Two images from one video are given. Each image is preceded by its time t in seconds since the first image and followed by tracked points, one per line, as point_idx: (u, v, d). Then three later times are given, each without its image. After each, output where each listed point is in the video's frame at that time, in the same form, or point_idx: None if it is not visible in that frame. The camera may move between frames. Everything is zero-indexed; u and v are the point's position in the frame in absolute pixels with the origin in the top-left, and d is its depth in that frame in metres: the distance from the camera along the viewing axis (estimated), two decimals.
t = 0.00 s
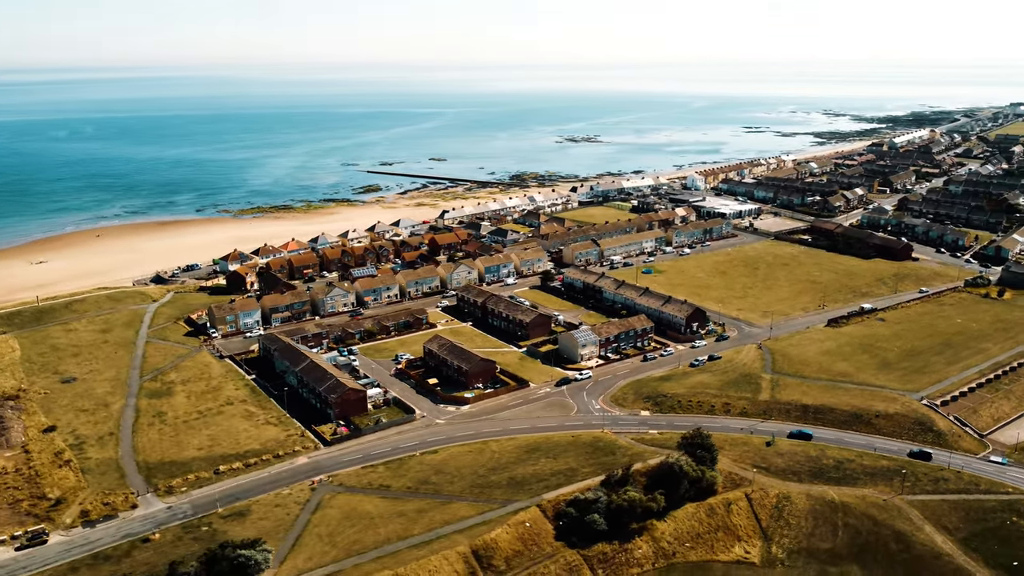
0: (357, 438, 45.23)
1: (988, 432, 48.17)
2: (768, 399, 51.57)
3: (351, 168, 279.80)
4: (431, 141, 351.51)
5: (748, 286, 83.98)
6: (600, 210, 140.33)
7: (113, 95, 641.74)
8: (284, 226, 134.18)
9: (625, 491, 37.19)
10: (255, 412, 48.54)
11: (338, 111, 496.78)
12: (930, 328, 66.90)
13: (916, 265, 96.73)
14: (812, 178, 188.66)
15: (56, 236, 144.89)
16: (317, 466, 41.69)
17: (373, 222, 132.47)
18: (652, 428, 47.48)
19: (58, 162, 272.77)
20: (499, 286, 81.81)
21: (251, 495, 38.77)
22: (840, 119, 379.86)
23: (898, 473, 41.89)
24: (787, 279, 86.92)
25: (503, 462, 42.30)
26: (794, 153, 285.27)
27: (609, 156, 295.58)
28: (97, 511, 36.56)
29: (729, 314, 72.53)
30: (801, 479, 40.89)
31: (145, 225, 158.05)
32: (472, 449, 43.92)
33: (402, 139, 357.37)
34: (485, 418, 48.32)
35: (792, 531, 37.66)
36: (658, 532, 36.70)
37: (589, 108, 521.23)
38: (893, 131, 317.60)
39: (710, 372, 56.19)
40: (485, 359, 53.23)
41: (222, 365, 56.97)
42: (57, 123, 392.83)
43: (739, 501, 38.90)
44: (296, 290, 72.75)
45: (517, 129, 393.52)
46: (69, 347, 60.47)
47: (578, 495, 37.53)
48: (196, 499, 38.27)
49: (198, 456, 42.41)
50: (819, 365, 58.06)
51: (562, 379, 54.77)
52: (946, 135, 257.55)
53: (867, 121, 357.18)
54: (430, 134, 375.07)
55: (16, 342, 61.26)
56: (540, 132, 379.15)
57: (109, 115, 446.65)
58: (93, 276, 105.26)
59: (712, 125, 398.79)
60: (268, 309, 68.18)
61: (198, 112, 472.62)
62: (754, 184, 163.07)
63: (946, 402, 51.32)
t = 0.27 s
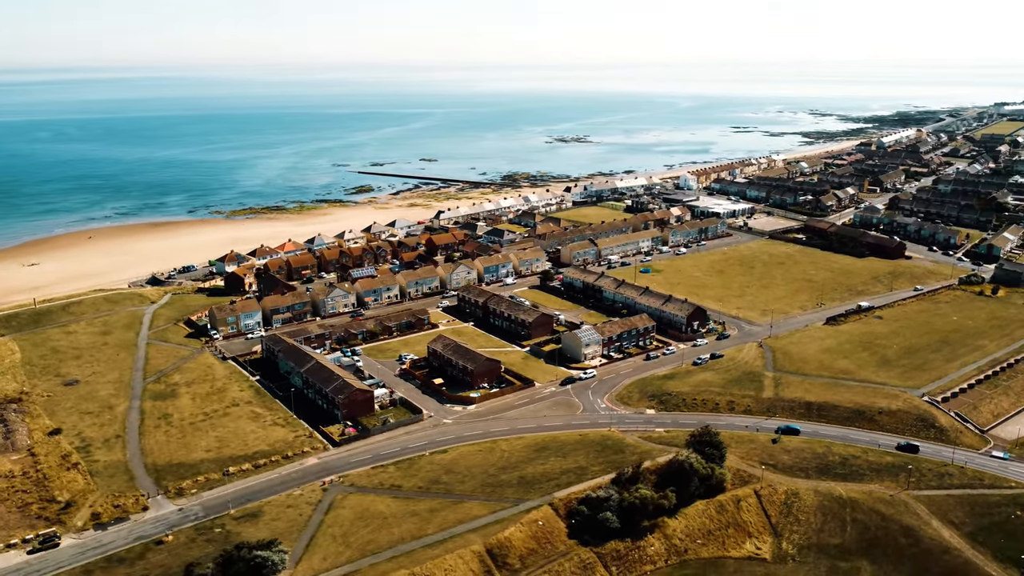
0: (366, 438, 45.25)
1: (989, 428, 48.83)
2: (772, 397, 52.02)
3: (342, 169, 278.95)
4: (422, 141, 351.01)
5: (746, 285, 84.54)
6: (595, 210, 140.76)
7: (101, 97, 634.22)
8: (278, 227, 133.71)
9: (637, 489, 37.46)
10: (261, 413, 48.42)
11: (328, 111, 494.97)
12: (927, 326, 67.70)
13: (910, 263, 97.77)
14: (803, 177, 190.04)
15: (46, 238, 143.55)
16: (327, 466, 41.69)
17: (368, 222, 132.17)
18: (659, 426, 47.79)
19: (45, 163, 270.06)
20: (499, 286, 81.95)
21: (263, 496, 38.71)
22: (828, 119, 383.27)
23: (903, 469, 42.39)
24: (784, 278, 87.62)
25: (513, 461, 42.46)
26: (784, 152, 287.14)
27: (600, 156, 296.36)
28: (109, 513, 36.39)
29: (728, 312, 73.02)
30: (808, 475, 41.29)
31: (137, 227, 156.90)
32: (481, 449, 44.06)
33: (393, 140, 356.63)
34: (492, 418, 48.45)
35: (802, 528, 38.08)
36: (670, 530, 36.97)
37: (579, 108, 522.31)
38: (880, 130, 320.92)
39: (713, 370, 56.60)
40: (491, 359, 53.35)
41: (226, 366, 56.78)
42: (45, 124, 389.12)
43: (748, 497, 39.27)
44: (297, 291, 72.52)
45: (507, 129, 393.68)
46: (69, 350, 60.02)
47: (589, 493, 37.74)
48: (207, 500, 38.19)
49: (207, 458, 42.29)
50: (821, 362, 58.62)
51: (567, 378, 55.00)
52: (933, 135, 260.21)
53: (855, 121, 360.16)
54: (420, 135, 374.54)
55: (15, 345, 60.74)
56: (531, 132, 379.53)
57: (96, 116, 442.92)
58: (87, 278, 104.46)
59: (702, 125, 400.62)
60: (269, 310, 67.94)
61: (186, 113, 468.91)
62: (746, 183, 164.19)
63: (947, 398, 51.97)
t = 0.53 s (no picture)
0: (374, 438, 45.27)
1: (990, 424, 49.46)
2: (776, 395, 52.48)
3: (334, 169, 277.99)
4: (413, 141, 350.43)
5: (744, 284, 85.11)
6: (590, 210, 141.11)
7: (88, 99, 626.98)
8: (273, 228, 133.15)
9: (648, 487, 37.72)
10: (268, 414, 48.31)
11: (318, 112, 492.99)
12: (924, 323, 68.47)
13: (904, 261, 98.71)
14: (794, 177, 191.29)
15: (37, 240, 142.27)
16: (337, 467, 41.68)
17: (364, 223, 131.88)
18: (665, 425, 48.09)
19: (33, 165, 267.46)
20: (499, 286, 82.07)
21: (275, 497, 38.65)
22: (817, 119, 386.60)
23: (909, 465, 42.89)
24: (781, 276, 88.29)
25: (523, 460, 42.63)
26: (774, 152, 288.82)
27: (592, 156, 296.98)
28: (120, 516, 36.22)
29: (728, 311, 73.47)
30: (815, 472, 41.71)
31: (129, 228, 155.78)
32: (491, 448, 44.18)
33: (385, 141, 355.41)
34: (499, 417, 48.57)
35: (811, 523, 38.48)
36: (682, 527, 37.22)
37: (569, 108, 523.17)
38: (868, 130, 323.69)
39: (716, 369, 56.97)
40: (496, 358, 53.47)
41: (229, 367, 56.60)
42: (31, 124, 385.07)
43: (757, 494, 39.59)
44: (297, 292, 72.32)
45: (498, 129, 393.68)
46: (70, 352, 59.61)
47: (602, 492, 37.94)
48: (218, 502, 38.10)
49: (216, 459, 42.17)
50: (822, 360, 59.17)
51: (572, 377, 55.20)
52: (920, 135, 262.65)
53: (843, 121, 362.94)
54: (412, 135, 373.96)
55: (15, 347, 60.23)
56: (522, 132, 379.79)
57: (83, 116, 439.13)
58: (81, 280, 103.64)
59: (692, 125, 402.37)
60: (270, 311, 67.71)
61: (175, 114, 465.32)
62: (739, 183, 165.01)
63: (948, 395, 52.59)
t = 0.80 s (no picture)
0: (383, 439, 45.31)
1: (990, 420, 50.13)
2: (779, 393, 52.96)
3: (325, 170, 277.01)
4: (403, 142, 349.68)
5: (741, 283, 85.67)
6: (584, 210, 141.42)
7: (74, 100, 620.20)
8: (267, 229, 132.59)
9: (659, 485, 38.02)
10: (274, 415, 48.19)
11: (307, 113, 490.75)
12: (921, 321, 69.26)
13: (898, 260, 99.70)
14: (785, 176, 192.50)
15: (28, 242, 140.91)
16: (347, 467, 41.69)
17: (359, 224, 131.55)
18: (671, 423, 48.41)
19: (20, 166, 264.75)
20: (498, 285, 82.20)
21: (286, 498, 38.61)
22: (805, 118, 389.15)
23: (913, 461, 43.43)
24: (777, 275, 88.98)
25: (532, 459, 42.79)
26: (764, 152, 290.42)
27: (583, 156, 297.58)
28: (132, 518, 36.07)
29: (727, 310, 73.95)
30: (822, 468, 42.13)
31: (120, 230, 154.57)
32: (500, 448, 44.31)
33: (375, 141, 354.45)
34: (506, 417, 48.70)
35: (820, 519, 38.87)
36: (693, 523, 37.53)
37: (559, 108, 523.75)
38: (856, 130, 326.49)
39: (719, 367, 57.38)
40: (501, 358, 53.59)
41: (233, 369, 56.39)
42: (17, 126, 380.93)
43: (766, 491, 39.94)
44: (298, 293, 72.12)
45: (489, 129, 393.57)
46: (71, 354, 59.18)
47: (613, 489, 38.20)
48: (230, 503, 38.03)
49: (225, 461, 42.05)
50: (823, 358, 59.75)
51: (576, 377, 55.44)
52: (908, 134, 265.00)
53: (831, 120, 365.60)
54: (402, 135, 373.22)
55: (14, 350, 59.69)
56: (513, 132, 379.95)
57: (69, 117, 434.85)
58: (75, 282, 102.79)
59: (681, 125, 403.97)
60: (271, 313, 67.49)
61: (162, 115, 461.75)
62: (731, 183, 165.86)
63: (948, 392, 53.24)
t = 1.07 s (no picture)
0: (391, 439, 45.36)
1: (990, 415, 50.79)
2: (782, 390, 53.47)
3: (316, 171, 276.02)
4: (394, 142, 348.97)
5: (738, 282, 86.24)
6: (579, 210, 141.79)
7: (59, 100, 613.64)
8: (261, 230, 132.04)
9: (670, 482, 38.33)
10: (281, 417, 48.10)
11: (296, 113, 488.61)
12: (917, 318, 70.08)
13: (891, 258, 100.76)
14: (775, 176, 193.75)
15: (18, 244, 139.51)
16: (356, 468, 41.71)
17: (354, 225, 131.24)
18: (677, 421, 48.74)
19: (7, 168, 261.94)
20: (497, 286, 82.32)
21: (298, 499, 38.60)
22: (793, 118, 391.91)
23: (917, 457, 43.99)
24: (773, 274, 89.65)
25: (541, 458, 42.96)
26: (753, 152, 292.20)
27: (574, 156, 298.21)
28: (144, 520, 35.94)
29: (726, 309, 74.44)
30: (828, 465, 42.61)
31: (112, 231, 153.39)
32: (508, 447, 44.48)
33: (366, 142, 353.49)
34: (513, 416, 48.87)
35: (828, 515, 39.31)
36: (704, 520, 37.82)
37: (549, 108, 524.36)
38: (844, 130, 329.07)
39: (721, 366, 57.81)
40: (506, 358, 53.67)
41: (236, 370, 56.22)
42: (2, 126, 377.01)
43: (774, 487, 40.34)
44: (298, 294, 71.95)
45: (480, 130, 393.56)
46: (71, 357, 58.78)
47: (624, 488, 38.47)
48: (241, 505, 37.98)
49: (234, 462, 41.96)
50: (823, 355, 60.36)
51: (580, 376, 55.66)
52: (896, 134, 267.55)
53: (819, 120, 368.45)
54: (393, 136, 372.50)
55: (13, 353, 59.17)
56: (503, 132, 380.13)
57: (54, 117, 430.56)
58: (69, 284, 101.90)
59: (671, 125, 405.75)
60: (272, 314, 67.32)
61: (150, 115, 458.45)
62: (724, 183, 166.73)
63: (948, 388, 53.93)
